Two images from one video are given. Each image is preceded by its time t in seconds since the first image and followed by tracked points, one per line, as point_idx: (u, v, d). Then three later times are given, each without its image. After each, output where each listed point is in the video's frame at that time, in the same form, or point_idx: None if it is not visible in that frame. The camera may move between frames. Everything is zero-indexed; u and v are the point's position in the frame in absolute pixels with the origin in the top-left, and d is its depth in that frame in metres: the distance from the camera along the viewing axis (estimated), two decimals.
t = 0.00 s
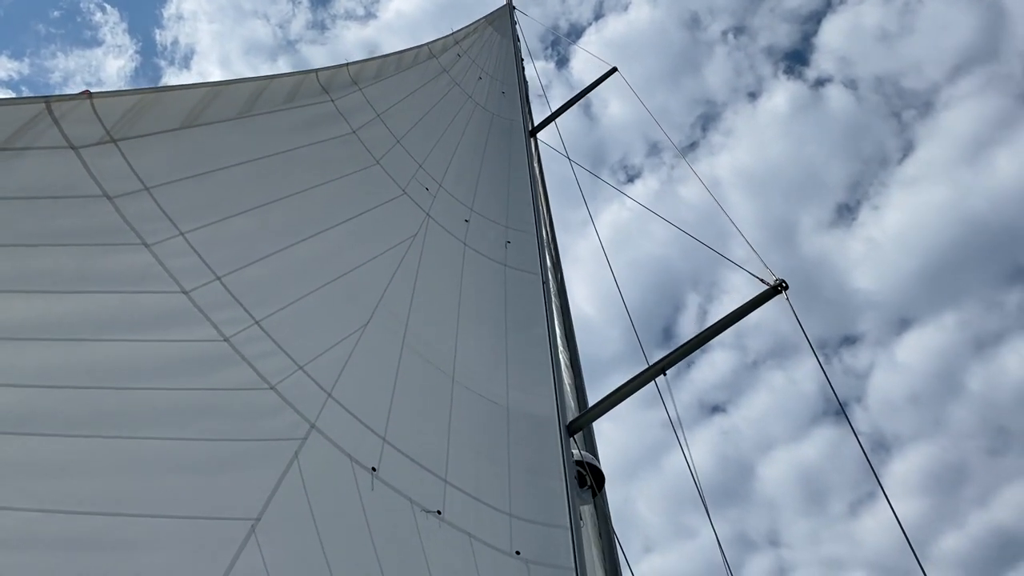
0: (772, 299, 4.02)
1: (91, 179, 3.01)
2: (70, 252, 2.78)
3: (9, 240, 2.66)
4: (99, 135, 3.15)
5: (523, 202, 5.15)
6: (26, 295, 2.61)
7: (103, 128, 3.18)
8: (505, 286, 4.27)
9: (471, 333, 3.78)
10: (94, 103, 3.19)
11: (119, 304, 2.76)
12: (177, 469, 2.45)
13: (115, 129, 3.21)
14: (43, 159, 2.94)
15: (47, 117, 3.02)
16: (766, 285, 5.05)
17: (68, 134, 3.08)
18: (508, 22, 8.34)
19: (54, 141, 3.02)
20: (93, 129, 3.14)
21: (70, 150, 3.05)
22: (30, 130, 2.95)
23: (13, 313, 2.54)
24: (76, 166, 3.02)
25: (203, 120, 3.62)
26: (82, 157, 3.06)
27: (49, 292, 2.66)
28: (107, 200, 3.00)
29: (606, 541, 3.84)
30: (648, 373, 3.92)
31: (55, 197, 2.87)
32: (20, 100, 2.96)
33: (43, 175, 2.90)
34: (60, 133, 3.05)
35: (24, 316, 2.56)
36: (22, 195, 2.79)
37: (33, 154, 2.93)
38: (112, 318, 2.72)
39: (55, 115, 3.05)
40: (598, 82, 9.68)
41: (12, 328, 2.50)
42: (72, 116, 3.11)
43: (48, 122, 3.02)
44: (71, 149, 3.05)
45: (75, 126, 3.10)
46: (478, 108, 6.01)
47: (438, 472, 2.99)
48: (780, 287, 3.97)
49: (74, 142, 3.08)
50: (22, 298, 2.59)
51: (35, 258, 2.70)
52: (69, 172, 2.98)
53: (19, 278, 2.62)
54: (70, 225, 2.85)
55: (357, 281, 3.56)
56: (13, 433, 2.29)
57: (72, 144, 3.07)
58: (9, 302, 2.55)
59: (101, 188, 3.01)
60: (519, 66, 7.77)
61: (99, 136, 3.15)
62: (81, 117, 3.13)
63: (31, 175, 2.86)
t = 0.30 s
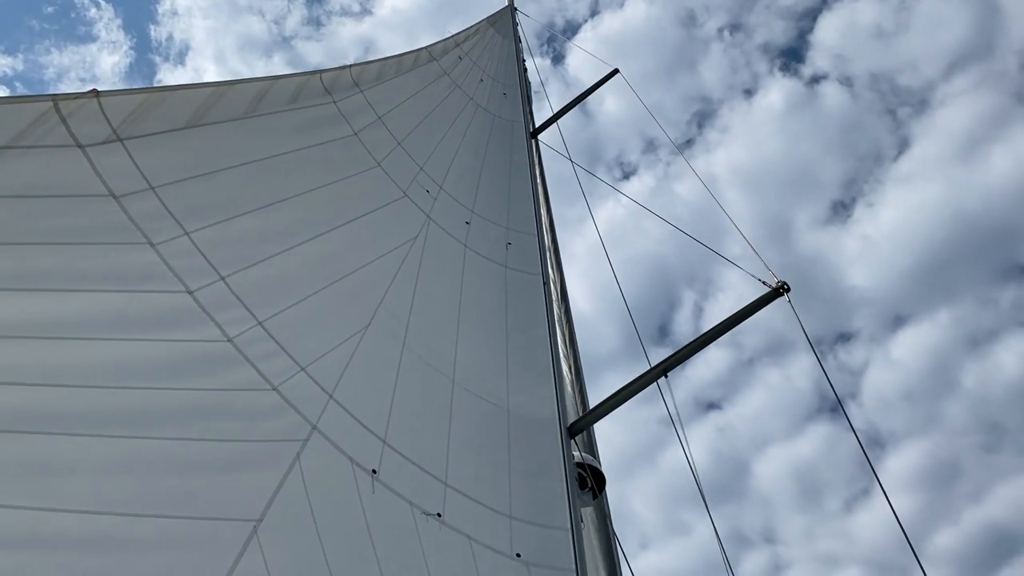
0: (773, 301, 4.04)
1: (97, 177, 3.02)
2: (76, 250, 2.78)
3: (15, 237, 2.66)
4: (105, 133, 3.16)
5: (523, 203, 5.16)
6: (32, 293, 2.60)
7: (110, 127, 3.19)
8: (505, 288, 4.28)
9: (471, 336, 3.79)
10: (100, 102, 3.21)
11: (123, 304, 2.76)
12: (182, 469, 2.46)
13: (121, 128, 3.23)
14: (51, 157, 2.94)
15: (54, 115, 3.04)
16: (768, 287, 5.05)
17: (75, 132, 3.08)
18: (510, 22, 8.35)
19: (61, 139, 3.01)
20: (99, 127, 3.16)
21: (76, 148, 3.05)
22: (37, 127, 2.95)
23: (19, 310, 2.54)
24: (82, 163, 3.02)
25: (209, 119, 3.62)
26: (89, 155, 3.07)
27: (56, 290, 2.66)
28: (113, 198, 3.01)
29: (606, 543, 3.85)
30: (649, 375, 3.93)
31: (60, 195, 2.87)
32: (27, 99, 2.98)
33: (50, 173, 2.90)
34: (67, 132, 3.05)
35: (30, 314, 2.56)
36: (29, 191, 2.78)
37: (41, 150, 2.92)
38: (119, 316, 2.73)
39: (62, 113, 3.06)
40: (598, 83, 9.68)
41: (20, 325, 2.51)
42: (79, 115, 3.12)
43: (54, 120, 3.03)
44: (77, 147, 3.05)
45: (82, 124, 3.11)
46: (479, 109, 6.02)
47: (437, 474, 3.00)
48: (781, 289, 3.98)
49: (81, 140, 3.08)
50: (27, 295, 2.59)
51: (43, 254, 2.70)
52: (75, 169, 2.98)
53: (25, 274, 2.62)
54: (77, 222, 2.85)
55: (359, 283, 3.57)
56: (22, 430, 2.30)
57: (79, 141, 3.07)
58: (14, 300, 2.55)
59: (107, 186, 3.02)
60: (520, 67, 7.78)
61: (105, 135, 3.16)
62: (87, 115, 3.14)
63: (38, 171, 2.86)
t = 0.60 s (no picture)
0: (771, 300, 4.04)
1: (97, 176, 3.02)
2: (76, 249, 2.78)
3: (16, 236, 2.66)
4: (105, 132, 3.16)
5: (522, 202, 5.16)
6: (32, 292, 2.60)
7: (110, 126, 3.19)
8: (505, 286, 4.29)
9: (471, 335, 3.79)
10: (100, 101, 3.20)
11: (123, 303, 2.77)
12: (182, 467, 2.46)
13: (121, 127, 3.23)
14: (51, 156, 2.94)
15: (54, 114, 3.03)
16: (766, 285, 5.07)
17: (75, 131, 3.07)
18: (508, 22, 8.36)
19: (61, 139, 3.01)
20: (99, 126, 3.16)
21: (76, 147, 3.04)
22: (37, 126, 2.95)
23: (20, 309, 2.54)
24: (83, 162, 3.02)
25: (209, 118, 3.62)
26: (89, 153, 3.06)
27: (56, 290, 2.66)
28: (114, 197, 3.01)
29: (606, 541, 3.86)
30: (648, 374, 3.94)
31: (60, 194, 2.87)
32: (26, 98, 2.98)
33: (50, 172, 2.90)
34: (67, 131, 3.05)
35: (31, 313, 2.55)
36: (28, 191, 2.78)
37: (40, 150, 2.92)
38: (120, 315, 2.73)
39: (61, 112, 3.05)
40: (597, 81, 9.67)
41: (20, 324, 2.51)
42: (79, 114, 3.12)
43: (55, 119, 3.02)
44: (78, 147, 3.05)
45: (82, 124, 3.11)
46: (477, 108, 6.02)
47: (437, 474, 3.01)
48: (779, 288, 3.99)
49: (81, 139, 3.08)
50: (27, 294, 2.59)
51: (43, 252, 2.69)
52: (76, 168, 2.98)
53: (26, 274, 2.62)
54: (77, 221, 2.85)
55: (359, 283, 3.57)
56: (23, 430, 2.30)
57: (79, 140, 3.07)
58: (14, 299, 2.55)
59: (108, 185, 3.02)
60: (519, 66, 7.78)
61: (105, 134, 3.16)
62: (87, 114, 3.14)
63: (37, 171, 2.86)
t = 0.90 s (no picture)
0: (770, 293, 4.04)
1: (94, 172, 3.02)
2: (73, 246, 2.78)
3: (13, 233, 2.65)
4: (101, 128, 3.16)
5: (520, 197, 5.16)
6: (29, 289, 2.60)
7: (106, 121, 3.19)
8: (503, 281, 4.28)
9: (470, 329, 3.79)
10: (96, 97, 3.21)
11: (120, 299, 2.76)
12: (181, 463, 2.46)
13: (118, 122, 3.22)
14: (47, 152, 2.94)
15: (50, 110, 3.03)
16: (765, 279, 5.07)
17: (71, 127, 3.07)
18: (506, 16, 8.34)
19: (57, 135, 3.01)
20: (96, 122, 3.15)
21: (73, 143, 3.04)
22: (32, 123, 2.95)
23: (17, 306, 2.53)
24: (80, 158, 3.02)
25: (206, 113, 3.61)
26: (86, 149, 3.06)
27: (53, 287, 2.65)
28: (111, 193, 3.00)
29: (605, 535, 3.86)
30: (647, 368, 3.94)
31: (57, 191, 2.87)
32: (21, 95, 2.98)
33: (46, 168, 2.89)
34: (63, 126, 3.04)
35: (29, 310, 2.55)
36: (24, 188, 2.78)
37: (36, 147, 2.92)
38: (118, 312, 2.73)
39: (57, 108, 3.05)
40: (597, 75, 9.65)
41: (18, 321, 2.50)
42: (75, 109, 3.12)
43: (51, 115, 3.02)
44: (74, 142, 3.04)
45: (78, 119, 3.11)
46: (475, 103, 6.02)
47: (436, 469, 3.01)
48: (777, 281, 3.99)
49: (78, 135, 3.07)
50: (24, 291, 2.58)
51: (40, 250, 2.69)
52: (72, 165, 2.98)
53: (23, 271, 2.61)
54: (74, 218, 2.84)
55: (358, 278, 3.57)
56: (21, 427, 2.29)
57: (75, 136, 3.07)
58: (12, 297, 2.54)
59: (105, 181, 3.02)
60: (516, 60, 7.77)
61: (102, 130, 3.15)
62: (84, 110, 3.14)
63: (33, 168, 2.85)
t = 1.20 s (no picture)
0: (769, 287, 4.04)
1: (88, 171, 3.01)
2: (68, 245, 2.77)
3: (9, 233, 2.65)
4: (96, 126, 3.15)
5: (518, 192, 5.16)
6: (26, 289, 2.59)
7: (100, 120, 3.18)
8: (501, 276, 4.28)
9: (469, 324, 3.79)
10: (91, 95, 3.20)
11: (115, 298, 2.75)
12: (179, 461, 2.45)
13: (111, 121, 3.20)
14: (41, 151, 2.93)
15: (45, 109, 3.04)
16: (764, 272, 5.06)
17: (65, 126, 3.07)
18: (502, 11, 8.33)
19: (51, 135, 3.00)
20: (90, 121, 3.14)
21: (67, 142, 3.04)
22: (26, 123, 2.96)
23: (13, 306, 2.53)
24: (74, 157, 3.01)
25: (200, 112, 3.60)
26: (80, 148, 3.05)
27: (49, 286, 2.65)
28: (106, 192, 3.00)
29: (606, 529, 3.86)
30: (646, 362, 3.94)
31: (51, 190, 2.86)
32: (15, 94, 2.99)
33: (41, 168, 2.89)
34: (57, 126, 3.04)
35: (24, 310, 2.54)
36: (19, 187, 2.77)
37: (30, 146, 2.92)
38: (112, 311, 2.72)
39: (52, 107, 3.06)
40: (595, 68, 9.63)
41: (11, 321, 2.50)
42: (69, 109, 3.12)
43: (46, 113, 3.03)
44: (68, 142, 3.04)
45: (72, 118, 3.11)
46: (473, 98, 6.01)
47: (436, 464, 3.01)
48: (776, 275, 3.98)
49: (72, 134, 3.07)
50: (20, 291, 2.58)
51: (33, 250, 2.69)
52: (66, 164, 2.97)
53: (19, 271, 2.61)
54: (69, 217, 2.84)
55: (356, 273, 3.57)
56: (17, 427, 2.29)
57: (70, 135, 3.06)
58: (8, 297, 2.54)
59: (99, 181, 3.01)
60: (513, 55, 7.76)
61: (96, 128, 3.14)
62: (78, 109, 3.14)
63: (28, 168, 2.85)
